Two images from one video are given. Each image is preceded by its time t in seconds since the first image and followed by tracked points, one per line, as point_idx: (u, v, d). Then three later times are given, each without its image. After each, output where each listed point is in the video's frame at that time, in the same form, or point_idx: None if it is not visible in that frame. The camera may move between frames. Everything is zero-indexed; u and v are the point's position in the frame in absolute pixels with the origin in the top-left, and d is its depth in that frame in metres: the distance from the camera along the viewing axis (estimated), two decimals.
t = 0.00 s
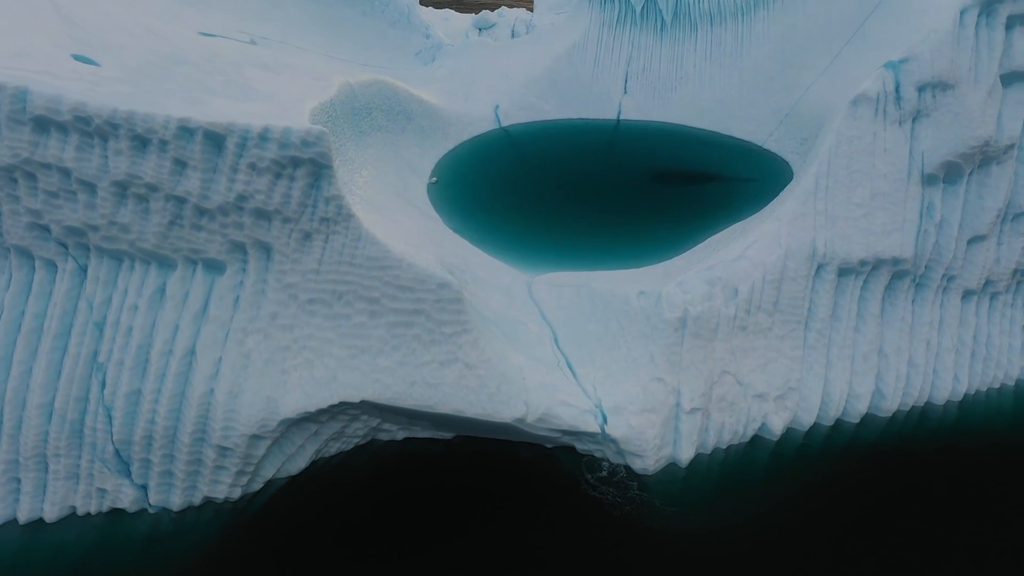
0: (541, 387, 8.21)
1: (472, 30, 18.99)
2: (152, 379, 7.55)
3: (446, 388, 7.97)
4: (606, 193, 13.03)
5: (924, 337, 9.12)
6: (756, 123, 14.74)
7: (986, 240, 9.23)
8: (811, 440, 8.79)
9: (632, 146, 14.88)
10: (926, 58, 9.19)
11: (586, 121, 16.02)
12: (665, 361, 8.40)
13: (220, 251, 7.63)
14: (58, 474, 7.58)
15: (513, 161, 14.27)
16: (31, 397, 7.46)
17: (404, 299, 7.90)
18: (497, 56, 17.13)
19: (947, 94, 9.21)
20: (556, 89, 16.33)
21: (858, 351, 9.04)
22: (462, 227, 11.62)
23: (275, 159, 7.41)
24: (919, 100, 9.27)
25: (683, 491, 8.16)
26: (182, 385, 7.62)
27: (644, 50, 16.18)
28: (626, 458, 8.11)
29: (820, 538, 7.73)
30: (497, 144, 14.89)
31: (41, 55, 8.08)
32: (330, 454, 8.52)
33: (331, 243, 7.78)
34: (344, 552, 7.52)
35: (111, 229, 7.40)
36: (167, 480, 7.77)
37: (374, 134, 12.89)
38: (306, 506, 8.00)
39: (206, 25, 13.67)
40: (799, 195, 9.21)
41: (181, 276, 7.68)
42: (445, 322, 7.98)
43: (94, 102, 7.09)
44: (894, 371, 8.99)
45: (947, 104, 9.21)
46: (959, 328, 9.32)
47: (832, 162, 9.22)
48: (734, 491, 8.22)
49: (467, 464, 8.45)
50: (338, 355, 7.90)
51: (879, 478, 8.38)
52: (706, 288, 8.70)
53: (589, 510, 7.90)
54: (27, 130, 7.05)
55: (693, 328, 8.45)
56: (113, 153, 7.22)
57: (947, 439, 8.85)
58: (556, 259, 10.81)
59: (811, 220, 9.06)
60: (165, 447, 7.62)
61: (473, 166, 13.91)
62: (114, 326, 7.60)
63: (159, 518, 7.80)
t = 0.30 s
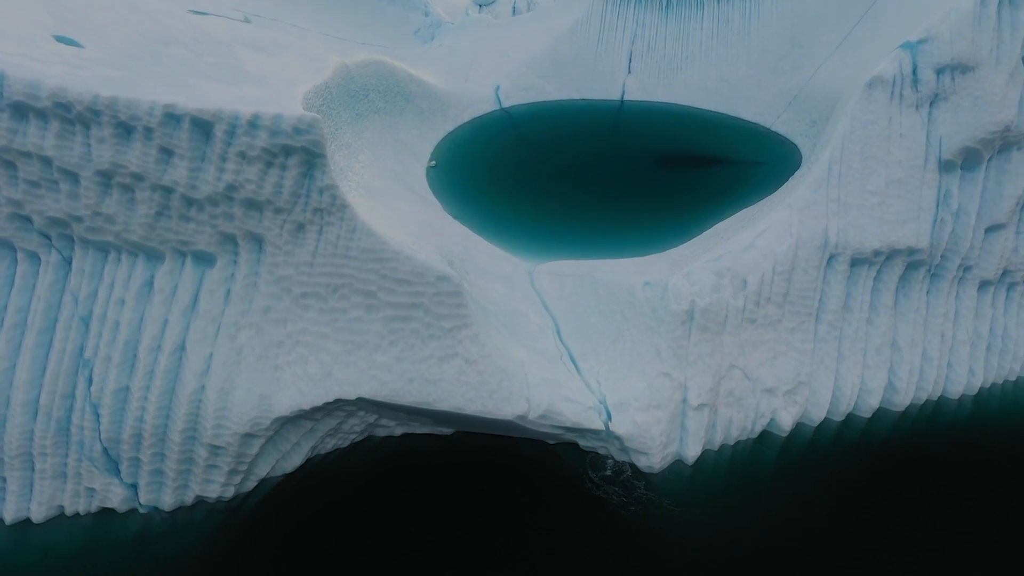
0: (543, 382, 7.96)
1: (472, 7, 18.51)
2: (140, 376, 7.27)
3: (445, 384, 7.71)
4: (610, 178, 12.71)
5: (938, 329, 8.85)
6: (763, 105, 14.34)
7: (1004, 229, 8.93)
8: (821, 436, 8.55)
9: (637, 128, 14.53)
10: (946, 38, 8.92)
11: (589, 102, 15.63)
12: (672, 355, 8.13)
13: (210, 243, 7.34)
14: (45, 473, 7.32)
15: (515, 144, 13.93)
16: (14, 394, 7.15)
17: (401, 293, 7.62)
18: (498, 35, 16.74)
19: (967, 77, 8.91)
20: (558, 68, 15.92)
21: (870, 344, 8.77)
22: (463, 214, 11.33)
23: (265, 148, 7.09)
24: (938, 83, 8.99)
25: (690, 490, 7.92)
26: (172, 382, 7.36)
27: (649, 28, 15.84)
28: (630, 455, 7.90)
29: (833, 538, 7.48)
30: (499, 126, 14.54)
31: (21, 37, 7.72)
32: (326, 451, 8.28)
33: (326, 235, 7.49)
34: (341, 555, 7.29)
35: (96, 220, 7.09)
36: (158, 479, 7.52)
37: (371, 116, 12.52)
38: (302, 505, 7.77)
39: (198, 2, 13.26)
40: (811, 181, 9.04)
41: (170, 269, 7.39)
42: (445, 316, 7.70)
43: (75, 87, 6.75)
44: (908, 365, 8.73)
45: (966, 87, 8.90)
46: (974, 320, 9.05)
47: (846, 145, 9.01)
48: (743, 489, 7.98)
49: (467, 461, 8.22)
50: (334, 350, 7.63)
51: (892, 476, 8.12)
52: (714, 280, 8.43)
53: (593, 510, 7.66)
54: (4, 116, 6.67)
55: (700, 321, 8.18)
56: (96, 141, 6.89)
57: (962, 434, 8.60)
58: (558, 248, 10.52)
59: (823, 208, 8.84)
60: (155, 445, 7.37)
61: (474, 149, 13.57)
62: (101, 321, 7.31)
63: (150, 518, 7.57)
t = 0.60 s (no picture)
0: (546, 379, 7.74)
1: None
2: (130, 374, 7.03)
3: (444, 382, 7.48)
4: (614, 165, 12.42)
5: (952, 324, 8.61)
6: (769, 89, 14.03)
7: (1021, 220, 8.66)
8: (831, 433, 8.32)
9: (640, 112, 14.23)
10: (963, 22, 8.67)
11: (592, 86, 15.28)
12: (677, 351, 7.89)
13: (200, 237, 7.08)
14: (32, 474, 7.10)
15: (516, 129, 13.62)
16: None
17: (399, 288, 7.37)
18: (498, 16, 16.35)
19: (985, 61, 8.64)
20: (560, 51, 15.57)
21: (881, 340, 8.54)
22: (463, 202, 11.09)
23: (256, 139, 6.81)
24: (955, 68, 8.71)
25: (696, 491, 7.70)
26: (162, 381, 7.12)
27: (653, 9, 15.43)
28: (634, 454, 7.69)
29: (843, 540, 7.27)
30: (499, 110, 14.24)
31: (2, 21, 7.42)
32: (322, 449, 8.06)
33: (320, 229, 7.22)
34: (338, 559, 7.10)
35: (80, 213, 6.82)
36: (149, 480, 7.30)
37: (369, 101, 12.23)
38: (297, 507, 7.57)
39: None
40: (822, 170, 8.79)
41: (159, 264, 7.13)
42: (443, 312, 7.46)
43: (57, 75, 6.46)
44: (920, 360, 8.50)
45: (984, 73, 8.63)
46: (988, 313, 8.81)
47: (858, 133, 8.73)
48: (750, 489, 7.76)
49: (467, 460, 8.02)
50: (329, 348, 7.38)
51: (904, 475, 7.91)
52: (721, 273, 8.18)
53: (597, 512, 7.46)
54: None
55: (707, 316, 7.94)
56: (79, 132, 6.61)
57: (975, 432, 8.38)
58: (561, 238, 10.28)
59: (833, 198, 8.58)
60: (145, 446, 7.14)
61: (474, 134, 13.28)
62: (88, 317, 7.07)
63: (141, 520, 7.36)
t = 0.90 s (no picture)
0: (548, 378, 7.46)
1: None
2: (115, 374, 6.75)
3: (443, 382, 7.20)
4: (617, 149, 12.06)
5: (969, 318, 8.33)
6: (778, 69, 13.65)
7: None
8: (843, 432, 8.05)
9: (644, 92, 13.82)
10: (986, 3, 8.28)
11: (595, 65, 14.83)
12: (685, 348, 7.60)
13: (187, 231, 6.76)
14: (15, 477, 6.84)
15: (516, 111, 13.23)
16: None
17: (396, 285, 7.06)
18: None
19: (1009, 44, 8.25)
20: (563, 29, 15.09)
21: (895, 334, 8.25)
22: (461, 187, 10.76)
23: (244, 130, 6.47)
24: (977, 50, 8.33)
25: (704, 492, 7.46)
26: (150, 381, 6.84)
27: None
28: (640, 455, 7.42)
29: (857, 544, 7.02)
30: (500, 90, 13.84)
31: None
32: (317, 448, 7.80)
33: (313, 222, 6.90)
34: (334, 564, 6.87)
35: (61, 207, 6.50)
36: (138, 482, 7.04)
37: (364, 83, 11.83)
38: (292, 510, 7.33)
39: None
40: (836, 158, 8.45)
41: (144, 259, 6.82)
42: (442, 309, 7.16)
43: (32, 61, 6.12)
44: (935, 355, 8.22)
45: (1007, 56, 8.24)
46: (1007, 307, 8.50)
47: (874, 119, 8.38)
48: (760, 490, 7.51)
49: (467, 460, 7.77)
50: (323, 346, 7.08)
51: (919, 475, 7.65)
52: (730, 265, 7.87)
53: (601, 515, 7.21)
54: None
55: (716, 311, 7.65)
56: (57, 121, 6.27)
57: (991, 430, 8.10)
58: (563, 227, 9.97)
59: (848, 187, 8.24)
60: (133, 448, 6.87)
61: (473, 115, 12.90)
62: (71, 315, 6.77)
63: (130, 524, 7.10)
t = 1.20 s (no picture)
0: (550, 378, 7.24)
1: None
2: (102, 376, 6.52)
3: (441, 383, 6.98)
4: (621, 137, 11.75)
5: (984, 314, 8.10)
6: (785, 53, 13.31)
7: None
8: (852, 432, 7.84)
9: (648, 77, 13.49)
10: None
11: (598, 49, 14.47)
12: (691, 347, 7.37)
13: (175, 228, 6.51)
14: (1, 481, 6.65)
15: (517, 96, 12.90)
16: None
17: (392, 283, 6.82)
18: None
19: None
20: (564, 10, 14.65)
21: (907, 331, 8.02)
22: (460, 175, 10.50)
23: (233, 124, 6.20)
24: (997, 36, 8.00)
25: (710, 495, 7.26)
26: (138, 383, 6.61)
27: None
28: (645, 458, 7.23)
29: (866, 548, 6.82)
30: (500, 74, 13.51)
31: None
32: (313, 449, 7.61)
33: (306, 219, 6.64)
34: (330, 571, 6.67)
35: (43, 203, 6.25)
36: (127, 486, 6.83)
37: (361, 68, 11.52)
38: (287, 513, 7.13)
39: None
40: (847, 148, 8.19)
41: (131, 257, 6.57)
42: (440, 307, 6.93)
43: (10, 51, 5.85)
44: (948, 353, 8.00)
45: None
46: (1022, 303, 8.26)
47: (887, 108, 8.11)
48: (767, 493, 7.31)
49: (466, 462, 7.57)
50: (317, 347, 6.84)
51: (931, 476, 7.44)
52: (738, 261, 7.63)
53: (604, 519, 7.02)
54: None
55: (723, 309, 7.42)
56: (37, 114, 6.02)
57: (1005, 429, 7.88)
58: (565, 219, 9.71)
59: (860, 179, 8.00)
60: (122, 452, 6.67)
61: (472, 101, 12.59)
62: (56, 315, 6.54)
63: (121, 529, 6.91)
